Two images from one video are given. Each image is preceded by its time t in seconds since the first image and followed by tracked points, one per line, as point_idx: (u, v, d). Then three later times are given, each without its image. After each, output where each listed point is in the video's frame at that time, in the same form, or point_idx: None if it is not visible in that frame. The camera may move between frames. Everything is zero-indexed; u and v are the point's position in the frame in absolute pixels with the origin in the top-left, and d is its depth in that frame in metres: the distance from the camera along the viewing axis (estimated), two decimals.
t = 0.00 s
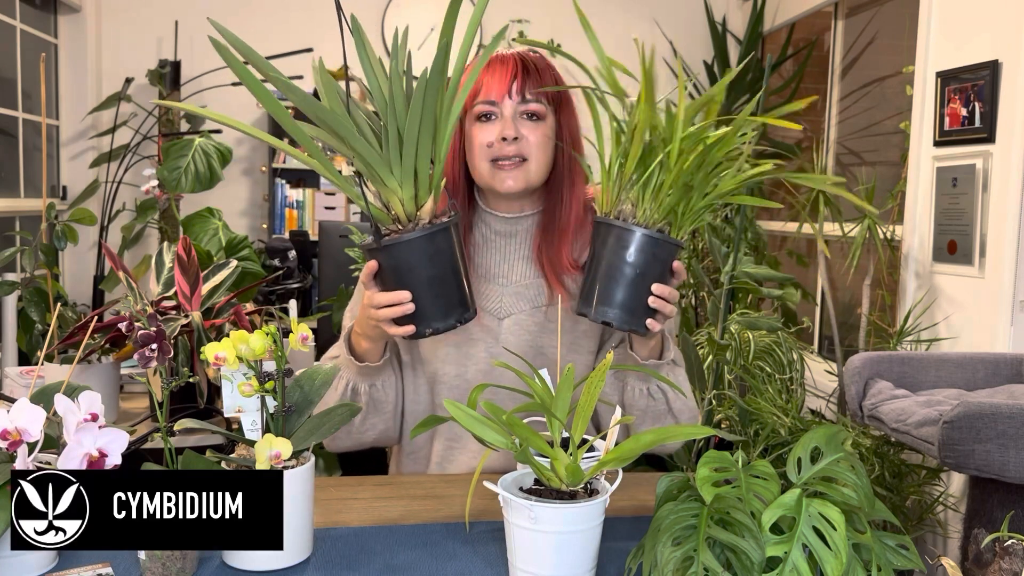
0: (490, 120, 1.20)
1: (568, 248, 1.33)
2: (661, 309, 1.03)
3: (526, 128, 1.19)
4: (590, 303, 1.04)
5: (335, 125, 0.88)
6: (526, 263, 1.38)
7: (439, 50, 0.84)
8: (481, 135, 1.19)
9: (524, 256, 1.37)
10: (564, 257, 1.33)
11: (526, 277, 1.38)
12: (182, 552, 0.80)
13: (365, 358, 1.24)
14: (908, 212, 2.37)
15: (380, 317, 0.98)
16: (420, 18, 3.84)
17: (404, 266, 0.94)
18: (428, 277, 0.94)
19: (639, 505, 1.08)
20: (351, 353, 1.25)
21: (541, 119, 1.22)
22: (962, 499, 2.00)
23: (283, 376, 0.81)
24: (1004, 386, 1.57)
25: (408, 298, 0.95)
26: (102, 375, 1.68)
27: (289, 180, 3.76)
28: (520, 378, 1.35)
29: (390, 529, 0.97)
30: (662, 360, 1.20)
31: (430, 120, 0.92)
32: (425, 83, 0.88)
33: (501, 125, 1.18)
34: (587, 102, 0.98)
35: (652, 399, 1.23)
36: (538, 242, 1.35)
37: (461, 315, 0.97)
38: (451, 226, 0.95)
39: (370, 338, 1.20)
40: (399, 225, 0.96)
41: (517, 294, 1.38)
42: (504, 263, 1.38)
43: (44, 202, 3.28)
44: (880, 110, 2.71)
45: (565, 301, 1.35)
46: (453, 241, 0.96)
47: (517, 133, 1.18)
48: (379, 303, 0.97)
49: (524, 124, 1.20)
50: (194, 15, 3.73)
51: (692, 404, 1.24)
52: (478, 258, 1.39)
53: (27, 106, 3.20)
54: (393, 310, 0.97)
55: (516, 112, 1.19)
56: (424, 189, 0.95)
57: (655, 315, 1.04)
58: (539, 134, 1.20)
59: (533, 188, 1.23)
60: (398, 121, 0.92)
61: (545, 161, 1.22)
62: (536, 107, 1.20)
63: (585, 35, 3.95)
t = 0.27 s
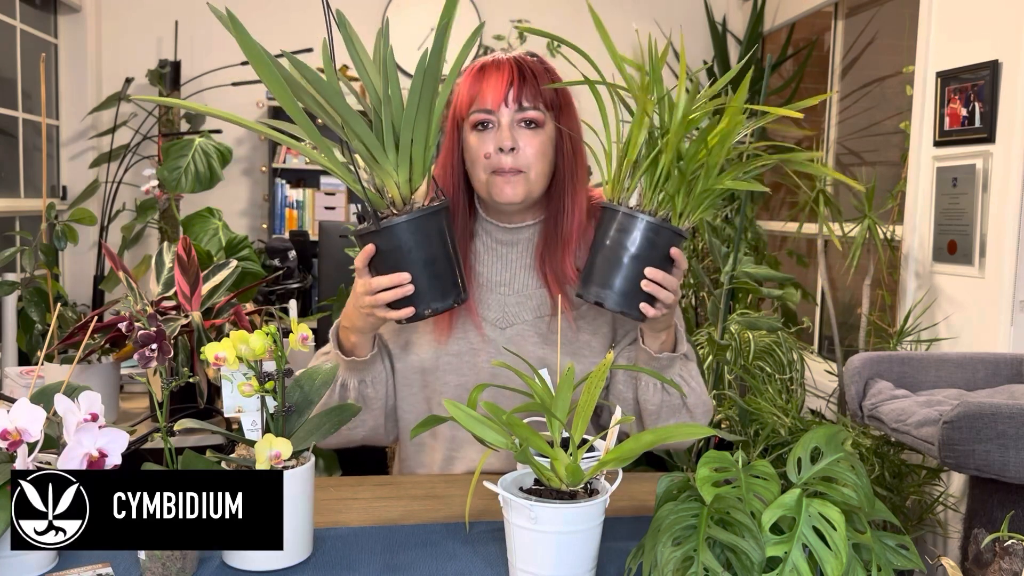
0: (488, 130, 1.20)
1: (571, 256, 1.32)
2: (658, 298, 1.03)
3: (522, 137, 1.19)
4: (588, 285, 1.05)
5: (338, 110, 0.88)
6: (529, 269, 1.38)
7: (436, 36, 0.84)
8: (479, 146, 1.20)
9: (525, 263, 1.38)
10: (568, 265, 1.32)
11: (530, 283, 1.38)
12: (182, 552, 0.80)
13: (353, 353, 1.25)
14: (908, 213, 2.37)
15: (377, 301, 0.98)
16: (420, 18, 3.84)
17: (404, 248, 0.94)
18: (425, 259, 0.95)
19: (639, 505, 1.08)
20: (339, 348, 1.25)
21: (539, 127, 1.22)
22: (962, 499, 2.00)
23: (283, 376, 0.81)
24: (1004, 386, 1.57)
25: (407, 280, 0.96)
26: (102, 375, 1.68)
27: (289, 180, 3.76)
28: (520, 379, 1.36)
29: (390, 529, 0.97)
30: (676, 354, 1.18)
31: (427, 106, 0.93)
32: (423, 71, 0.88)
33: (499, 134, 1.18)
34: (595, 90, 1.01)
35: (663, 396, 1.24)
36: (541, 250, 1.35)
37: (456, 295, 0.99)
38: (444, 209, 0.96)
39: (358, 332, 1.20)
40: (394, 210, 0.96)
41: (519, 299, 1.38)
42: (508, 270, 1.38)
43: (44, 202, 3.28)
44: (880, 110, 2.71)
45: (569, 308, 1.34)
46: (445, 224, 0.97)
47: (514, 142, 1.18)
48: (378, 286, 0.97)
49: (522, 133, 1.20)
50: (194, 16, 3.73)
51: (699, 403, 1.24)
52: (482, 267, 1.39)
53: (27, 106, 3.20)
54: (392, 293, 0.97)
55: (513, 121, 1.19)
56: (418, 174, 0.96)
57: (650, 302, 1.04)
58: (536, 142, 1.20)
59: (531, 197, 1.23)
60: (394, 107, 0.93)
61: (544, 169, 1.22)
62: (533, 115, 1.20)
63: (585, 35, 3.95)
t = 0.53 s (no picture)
0: (483, 140, 1.20)
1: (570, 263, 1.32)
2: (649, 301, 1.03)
3: (518, 147, 1.19)
4: (577, 286, 1.05)
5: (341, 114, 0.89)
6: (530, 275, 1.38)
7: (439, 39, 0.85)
8: (475, 157, 1.20)
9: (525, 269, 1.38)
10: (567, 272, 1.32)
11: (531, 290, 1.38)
12: (182, 552, 0.80)
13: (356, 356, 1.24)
14: (908, 212, 2.37)
15: (380, 303, 0.98)
16: (420, 18, 3.84)
17: (406, 250, 0.94)
18: (428, 261, 0.95)
19: (640, 505, 1.08)
20: (341, 352, 1.25)
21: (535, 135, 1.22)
22: (962, 499, 2.00)
23: (283, 376, 0.81)
24: (1004, 386, 1.57)
25: (411, 283, 0.96)
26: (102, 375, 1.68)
27: (289, 180, 3.77)
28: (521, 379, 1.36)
29: (390, 529, 0.97)
30: (670, 357, 1.17)
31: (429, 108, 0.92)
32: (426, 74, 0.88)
33: (493, 145, 1.19)
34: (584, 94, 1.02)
35: (662, 399, 1.23)
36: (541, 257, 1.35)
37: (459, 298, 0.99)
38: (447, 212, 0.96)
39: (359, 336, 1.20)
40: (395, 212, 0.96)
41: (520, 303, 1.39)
42: (509, 276, 1.38)
43: (44, 202, 3.28)
44: (880, 110, 2.71)
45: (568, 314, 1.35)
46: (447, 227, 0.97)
47: (510, 152, 1.18)
48: (381, 289, 0.97)
49: (516, 143, 1.20)
50: (195, 16, 3.73)
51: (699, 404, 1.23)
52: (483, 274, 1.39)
53: (27, 106, 3.20)
54: (395, 295, 0.97)
55: (507, 131, 1.19)
56: (419, 176, 0.96)
57: (637, 305, 1.04)
58: (531, 151, 1.20)
59: (528, 207, 1.23)
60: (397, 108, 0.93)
61: (540, 178, 1.22)
62: (527, 124, 1.20)
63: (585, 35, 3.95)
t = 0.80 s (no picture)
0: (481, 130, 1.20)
1: (569, 252, 1.32)
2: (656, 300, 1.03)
3: (516, 136, 1.19)
4: (584, 282, 1.05)
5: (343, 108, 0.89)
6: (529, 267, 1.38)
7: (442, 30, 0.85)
8: (473, 147, 1.20)
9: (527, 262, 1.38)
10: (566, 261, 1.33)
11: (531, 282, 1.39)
12: (182, 552, 0.80)
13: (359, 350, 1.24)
14: (908, 212, 2.37)
15: (383, 297, 0.98)
16: (420, 19, 3.85)
17: (408, 245, 0.94)
18: (430, 256, 0.95)
19: (639, 505, 1.09)
20: (344, 346, 1.25)
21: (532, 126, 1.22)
22: (961, 499, 2.00)
23: (283, 376, 0.81)
24: (1004, 386, 1.57)
25: (413, 277, 0.96)
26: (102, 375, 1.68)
27: (289, 180, 3.77)
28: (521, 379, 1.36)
29: (390, 529, 0.97)
30: (672, 357, 1.18)
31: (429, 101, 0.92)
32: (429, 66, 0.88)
33: (492, 135, 1.18)
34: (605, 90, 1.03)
35: (662, 399, 1.23)
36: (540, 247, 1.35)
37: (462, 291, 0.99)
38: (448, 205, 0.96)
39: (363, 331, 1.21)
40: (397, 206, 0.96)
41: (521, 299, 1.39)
42: (508, 268, 1.38)
43: (44, 202, 3.28)
44: (880, 110, 2.71)
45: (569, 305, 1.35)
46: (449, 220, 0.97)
47: (509, 142, 1.18)
48: (383, 283, 0.97)
49: (515, 132, 1.20)
50: (194, 16, 3.73)
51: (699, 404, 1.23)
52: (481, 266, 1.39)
53: (27, 106, 3.20)
54: (397, 289, 0.97)
55: (505, 120, 1.19)
56: (421, 170, 0.95)
57: (644, 304, 1.04)
58: (530, 141, 1.20)
59: (528, 196, 1.23)
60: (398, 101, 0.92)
61: (539, 167, 1.22)
62: (525, 113, 1.20)
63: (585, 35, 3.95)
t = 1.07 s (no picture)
0: (480, 111, 1.23)
1: (565, 238, 1.31)
2: (668, 299, 1.03)
3: (511, 116, 1.22)
4: (595, 280, 1.05)
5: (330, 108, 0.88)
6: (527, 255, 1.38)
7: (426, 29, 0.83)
8: (472, 127, 1.23)
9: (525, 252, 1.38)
10: (561, 247, 1.32)
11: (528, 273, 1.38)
12: (182, 552, 0.80)
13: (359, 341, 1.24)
14: (908, 212, 2.37)
15: (382, 294, 0.98)
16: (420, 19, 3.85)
17: (406, 241, 0.94)
18: (427, 254, 0.95)
19: (639, 505, 1.08)
20: (343, 337, 1.25)
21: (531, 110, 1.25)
22: (961, 499, 2.00)
23: (283, 376, 0.81)
24: (1004, 386, 1.57)
25: (412, 274, 0.96)
26: (102, 375, 1.68)
27: (289, 180, 3.77)
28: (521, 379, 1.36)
29: (390, 529, 0.97)
30: (676, 356, 1.17)
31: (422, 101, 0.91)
32: (416, 65, 0.87)
33: (489, 114, 1.22)
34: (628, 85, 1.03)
35: (663, 399, 1.23)
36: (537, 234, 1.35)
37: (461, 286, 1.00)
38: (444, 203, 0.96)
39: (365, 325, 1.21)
40: (393, 202, 0.96)
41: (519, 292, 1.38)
42: (506, 255, 1.38)
43: (44, 202, 3.28)
44: (880, 110, 2.71)
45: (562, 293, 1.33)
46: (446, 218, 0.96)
47: (504, 120, 1.21)
48: (381, 280, 0.97)
49: (513, 113, 1.22)
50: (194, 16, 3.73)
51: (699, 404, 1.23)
52: (480, 254, 1.40)
53: (27, 106, 3.20)
54: (396, 286, 0.97)
55: (504, 102, 1.22)
56: (415, 166, 0.95)
57: (656, 303, 1.04)
58: (526, 122, 1.23)
59: (520, 175, 1.25)
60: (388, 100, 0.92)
61: (533, 149, 1.24)
62: (524, 95, 1.23)
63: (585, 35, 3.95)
